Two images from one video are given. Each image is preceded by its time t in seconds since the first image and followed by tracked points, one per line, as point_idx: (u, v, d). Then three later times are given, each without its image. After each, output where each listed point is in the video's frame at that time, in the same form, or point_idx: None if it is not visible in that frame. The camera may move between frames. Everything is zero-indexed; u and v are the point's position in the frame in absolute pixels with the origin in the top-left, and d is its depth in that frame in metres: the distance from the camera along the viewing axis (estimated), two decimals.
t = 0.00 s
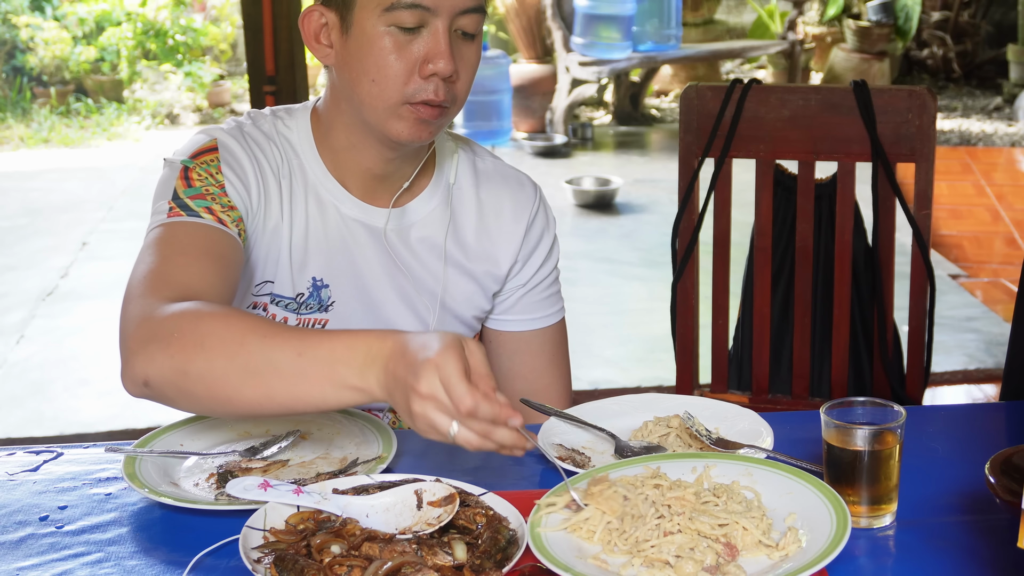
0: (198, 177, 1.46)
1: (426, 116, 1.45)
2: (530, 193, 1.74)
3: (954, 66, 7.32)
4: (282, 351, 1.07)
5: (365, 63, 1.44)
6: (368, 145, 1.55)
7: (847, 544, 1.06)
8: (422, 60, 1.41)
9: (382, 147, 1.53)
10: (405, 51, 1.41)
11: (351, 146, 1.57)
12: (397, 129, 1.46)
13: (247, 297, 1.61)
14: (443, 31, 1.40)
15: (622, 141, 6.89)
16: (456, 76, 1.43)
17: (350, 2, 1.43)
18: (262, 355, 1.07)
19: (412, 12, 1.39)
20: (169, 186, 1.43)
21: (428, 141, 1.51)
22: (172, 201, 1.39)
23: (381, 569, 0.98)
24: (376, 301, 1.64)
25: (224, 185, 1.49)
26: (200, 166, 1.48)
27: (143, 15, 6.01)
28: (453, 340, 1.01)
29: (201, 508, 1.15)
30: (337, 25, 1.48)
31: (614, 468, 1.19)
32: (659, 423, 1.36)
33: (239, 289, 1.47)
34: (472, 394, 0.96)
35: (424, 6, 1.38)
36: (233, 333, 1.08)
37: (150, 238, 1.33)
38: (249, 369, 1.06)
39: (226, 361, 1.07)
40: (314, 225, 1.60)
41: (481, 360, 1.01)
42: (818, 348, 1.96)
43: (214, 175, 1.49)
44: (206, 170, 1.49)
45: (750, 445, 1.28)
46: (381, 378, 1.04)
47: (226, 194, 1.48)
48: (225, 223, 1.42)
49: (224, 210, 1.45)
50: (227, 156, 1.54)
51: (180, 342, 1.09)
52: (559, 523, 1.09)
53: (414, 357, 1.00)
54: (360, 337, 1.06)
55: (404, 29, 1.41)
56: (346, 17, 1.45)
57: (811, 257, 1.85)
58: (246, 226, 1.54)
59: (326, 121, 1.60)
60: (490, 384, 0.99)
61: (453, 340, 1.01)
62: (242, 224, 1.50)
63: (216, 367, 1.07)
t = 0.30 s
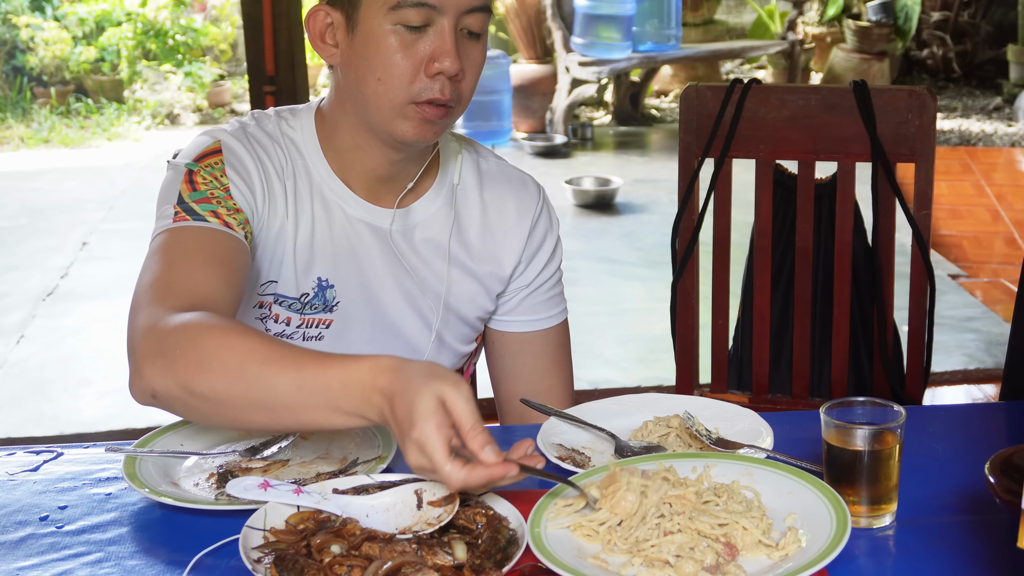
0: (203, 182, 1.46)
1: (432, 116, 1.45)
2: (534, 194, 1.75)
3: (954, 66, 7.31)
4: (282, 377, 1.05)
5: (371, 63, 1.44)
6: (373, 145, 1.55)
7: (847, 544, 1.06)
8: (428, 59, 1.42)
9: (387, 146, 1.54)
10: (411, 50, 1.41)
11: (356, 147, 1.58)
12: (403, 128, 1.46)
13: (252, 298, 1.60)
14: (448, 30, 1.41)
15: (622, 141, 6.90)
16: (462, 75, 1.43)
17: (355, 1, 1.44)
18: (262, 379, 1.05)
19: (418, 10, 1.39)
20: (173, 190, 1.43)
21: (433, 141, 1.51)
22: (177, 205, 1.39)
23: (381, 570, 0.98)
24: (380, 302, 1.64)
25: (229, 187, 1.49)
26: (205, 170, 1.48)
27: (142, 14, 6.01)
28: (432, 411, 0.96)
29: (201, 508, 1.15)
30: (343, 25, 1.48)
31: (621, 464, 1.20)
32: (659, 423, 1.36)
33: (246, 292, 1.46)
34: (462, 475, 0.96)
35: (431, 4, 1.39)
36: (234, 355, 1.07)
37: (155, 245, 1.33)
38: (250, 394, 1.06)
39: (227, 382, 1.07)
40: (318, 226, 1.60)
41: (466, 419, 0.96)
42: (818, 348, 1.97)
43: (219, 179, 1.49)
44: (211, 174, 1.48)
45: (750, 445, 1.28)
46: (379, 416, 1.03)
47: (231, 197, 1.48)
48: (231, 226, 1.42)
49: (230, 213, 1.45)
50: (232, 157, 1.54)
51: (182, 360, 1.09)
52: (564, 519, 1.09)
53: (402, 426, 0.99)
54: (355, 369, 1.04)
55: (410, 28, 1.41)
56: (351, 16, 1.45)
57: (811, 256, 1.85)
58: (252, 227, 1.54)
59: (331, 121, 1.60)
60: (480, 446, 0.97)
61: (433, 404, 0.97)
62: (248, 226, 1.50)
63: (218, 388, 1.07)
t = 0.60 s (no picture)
0: (200, 182, 1.46)
1: (430, 115, 1.45)
2: (532, 192, 1.75)
3: (953, 66, 7.31)
4: (272, 364, 1.06)
5: (369, 62, 1.44)
6: (372, 144, 1.55)
7: (847, 544, 1.06)
8: (427, 59, 1.42)
9: (385, 146, 1.54)
10: (409, 50, 1.41)
11: (355, 146, 1.58)
12: (401, 128, 1.46)
13: (250, 298, 1.61)
14: (447, 30, 1.41)
15: (622, 141, 6.90)
16: (461, 75, 1.44)
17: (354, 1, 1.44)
18: (252, 368, 1.06)
19: (416, 11, 1.39)
20: (171, 191, 1.43)
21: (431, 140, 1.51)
22: (175, 206, 1.39)
23: (381, 570, 0.98)
24: (379, 302, 1.64)
25: (226, 187, 1.49)
26: (203, 170, 1.48)
27: (142, 15, 6.02)
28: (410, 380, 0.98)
29: (201, 508, 1.15)
30: (341, 25, 1.48)
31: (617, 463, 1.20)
32: (659, 423, 1.36)
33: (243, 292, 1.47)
34: (443, 438, 0.99)
35: (429, 5, 1.39)
36: (225, 345, 1.08)
37: (154, 245, 1.33)
38: (241, 384, 1.07)
39: (219, 374, 1.07)
40: (317, 225, 1.60)
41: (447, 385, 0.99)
42: (818, 348, 1.97)
43: (217, 179, 1.49)
44: (208, 174, 1.48)
45: (750, 445, 1.28)
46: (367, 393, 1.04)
47: (229, 197, 1.48)
48: (229, 226, 1.43)
49: (228, 213, 1.45)
50: (230, 158, 1.54)
51: (174, 354, 1.09)
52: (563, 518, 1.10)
53: (383, 395, 1.00)
54: (338, 349, 1.05)
55: (408, 28, 1.41)
56: (350, 16, 1.45)
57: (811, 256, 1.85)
58: (250, 228, 1.54)
59: (329, 121, 1.61)
60: (461, 407, 0.99)
61: (413, 370, 0.99)
62: (246, 226, 1.50)
63: (210, 380, 1.08)
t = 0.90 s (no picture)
0: (195, 176, 1.46)
1: (428, 116, 1.45)
2: (531, 194, 1.74)
3: (954, 66, 7.30)
4: (261, 337, 1.11)
5: (367, 62, 1.43)
6: (368, 143, 1.55)
7: (848, 544, 1.05)
8: (424, 60, 1.41)
9: (382, 145, 1.53)
10: (407, 50, 1.41)
11: (351, 145, 1.57)
12: (399, 128, 1.46)
13: (247, 296, 1.61)
14: (444, 31, 1.41)
15: (622, 141, 6.90)
16: (458, 76, 1.44)
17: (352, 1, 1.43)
18: (242, 342, 1.11)
19: (414, 11, 1.39)
20: (166, 184, 1.44)
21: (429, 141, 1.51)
22: (168, 199, 1.40)
23: (381, 569, 0.97)
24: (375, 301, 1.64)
25: (222, 183, 1.49)
26: (198, 165, 1.48)
27: (142, 14, 6.00)
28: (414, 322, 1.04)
29: (200, 508, 1.15)
30: (339, 25, 1.48)
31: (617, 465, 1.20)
32: (659, 423, 1.36)
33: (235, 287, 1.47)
34: (433, 370, 0.99)
35: (427, 5, 1.39)
36: (214, 325, 1.13)
37: (148, 236, 1.34)
38: (232, 357, 1.11)
39: (209, 351, 1.12)
40: (313, 223, 1.60)
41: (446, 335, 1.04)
42: (819, 348, 1.96)
43: (212, 174, 1.49)
44: (204, 169, 1.49)
45: (751, 445, 1.28)
46: (358, 359, 1.09)
47: (224, 192, 1.48)
48: (221, 220, 1.43)
49: (222, 207, 1.45)
50: (227, 155, 1.54)
51: (163, 335, 1.14)
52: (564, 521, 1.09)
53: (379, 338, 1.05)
54: (328, 321, 1.11)
55: (406, 29, 1.41)
56: (348, 16, 1.45)
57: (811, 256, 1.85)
58: (245, 225, 1.54)
59: (326, 120, 1.60)
60: (455, 354, 1.02)
61: (414, 318, 1.05)
62: (240, 222, 1.50)
63: (198, 358, 1.12)
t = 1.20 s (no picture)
0: (204, 177, 1.46)
1: (432, 118, 1.45)
2: (533, 194, 1.74)
3: (953, 66, 7.31)
4: (301, 354, 1.10)
5: (372, 64, 1.43)
6: (372, 145, 1.55)
7: (848, 544, 1.05)
8: (429, 62, 1.41)
9: (386, 146, 1.54)
10: (411, 53, 1.41)
11: (356, 146, 1.57)
12: (404, 131, 1.46)
13: (250, 296, 1.61)
14: (449, 33, 1.40)
15: (623, 141, 6.91)
16: (463, 78, 1.43)
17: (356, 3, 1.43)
18: (282, 358, 1.10)
19: (419, 13, 1.39)
20: (174, 185, 1.43)
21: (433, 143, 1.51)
22: (178, 200, 1.39)
23: (381, 569, 0.98)
24: (378, 301, 1.64)
25: (230, 184, 1.49)
26: (206, 166, 1.48)
27: (142, 15, 6.02)
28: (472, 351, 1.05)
29: (201, 508, 1.15)
30: (344, 27, 1.48)
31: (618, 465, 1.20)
32: (658, 423, 1.37)
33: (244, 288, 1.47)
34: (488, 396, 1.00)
35: (432, 7, 1.38)
36: (253, 337, 1.11)
37: (154, 239, 1.33)
38: (268, 372, 1.10)
39: (244, 362, 1.10)
40: (317, 223, 1.60)
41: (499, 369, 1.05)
42: (818, 348, 1.97)
43: (220, 175, 1.49)
44: (212, 170, 1.48)
45: (750, 445, 1.28)
46: (401, 386, 1.09)
47: (232, 194, 1.48)
48: (230, 222, 1.42)
49: (230, 209, 1.45)
50: (231, 155, 1.54)
51: (197, 343, 1.12)
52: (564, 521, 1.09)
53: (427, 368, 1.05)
54: (375, 347, 1.11)
55: (411, 31, 1.41)
56: (352, 18, 1.45)
57: (811, 256, 1.85)
58: (251, 226, 1.54)
59: (330, 121, 1.60)
60: (506, 389, 1.03)
61: (470, 347, 1.06)
62: (248, 223, 1.50)
63: (234, 368, 1.10)
